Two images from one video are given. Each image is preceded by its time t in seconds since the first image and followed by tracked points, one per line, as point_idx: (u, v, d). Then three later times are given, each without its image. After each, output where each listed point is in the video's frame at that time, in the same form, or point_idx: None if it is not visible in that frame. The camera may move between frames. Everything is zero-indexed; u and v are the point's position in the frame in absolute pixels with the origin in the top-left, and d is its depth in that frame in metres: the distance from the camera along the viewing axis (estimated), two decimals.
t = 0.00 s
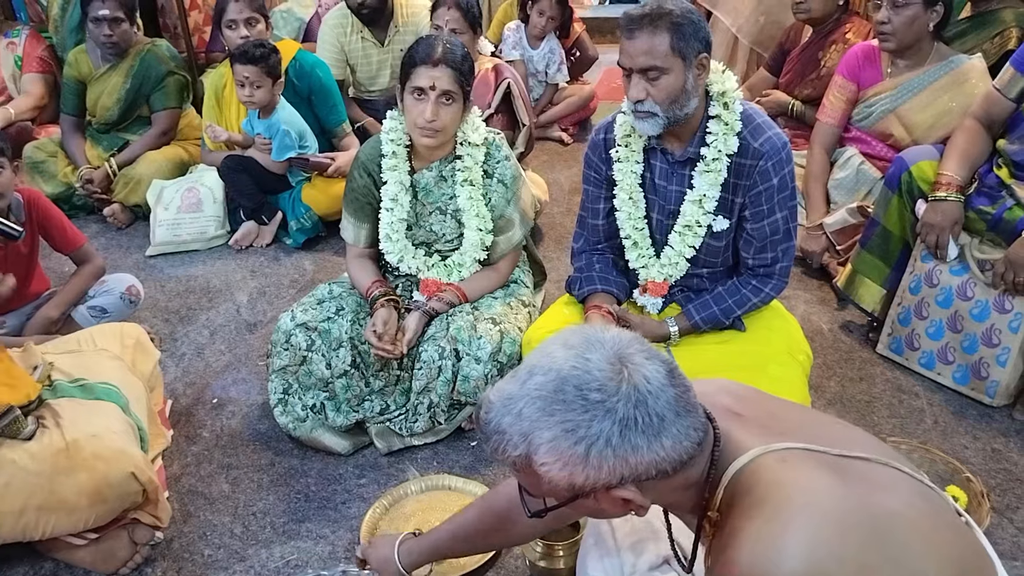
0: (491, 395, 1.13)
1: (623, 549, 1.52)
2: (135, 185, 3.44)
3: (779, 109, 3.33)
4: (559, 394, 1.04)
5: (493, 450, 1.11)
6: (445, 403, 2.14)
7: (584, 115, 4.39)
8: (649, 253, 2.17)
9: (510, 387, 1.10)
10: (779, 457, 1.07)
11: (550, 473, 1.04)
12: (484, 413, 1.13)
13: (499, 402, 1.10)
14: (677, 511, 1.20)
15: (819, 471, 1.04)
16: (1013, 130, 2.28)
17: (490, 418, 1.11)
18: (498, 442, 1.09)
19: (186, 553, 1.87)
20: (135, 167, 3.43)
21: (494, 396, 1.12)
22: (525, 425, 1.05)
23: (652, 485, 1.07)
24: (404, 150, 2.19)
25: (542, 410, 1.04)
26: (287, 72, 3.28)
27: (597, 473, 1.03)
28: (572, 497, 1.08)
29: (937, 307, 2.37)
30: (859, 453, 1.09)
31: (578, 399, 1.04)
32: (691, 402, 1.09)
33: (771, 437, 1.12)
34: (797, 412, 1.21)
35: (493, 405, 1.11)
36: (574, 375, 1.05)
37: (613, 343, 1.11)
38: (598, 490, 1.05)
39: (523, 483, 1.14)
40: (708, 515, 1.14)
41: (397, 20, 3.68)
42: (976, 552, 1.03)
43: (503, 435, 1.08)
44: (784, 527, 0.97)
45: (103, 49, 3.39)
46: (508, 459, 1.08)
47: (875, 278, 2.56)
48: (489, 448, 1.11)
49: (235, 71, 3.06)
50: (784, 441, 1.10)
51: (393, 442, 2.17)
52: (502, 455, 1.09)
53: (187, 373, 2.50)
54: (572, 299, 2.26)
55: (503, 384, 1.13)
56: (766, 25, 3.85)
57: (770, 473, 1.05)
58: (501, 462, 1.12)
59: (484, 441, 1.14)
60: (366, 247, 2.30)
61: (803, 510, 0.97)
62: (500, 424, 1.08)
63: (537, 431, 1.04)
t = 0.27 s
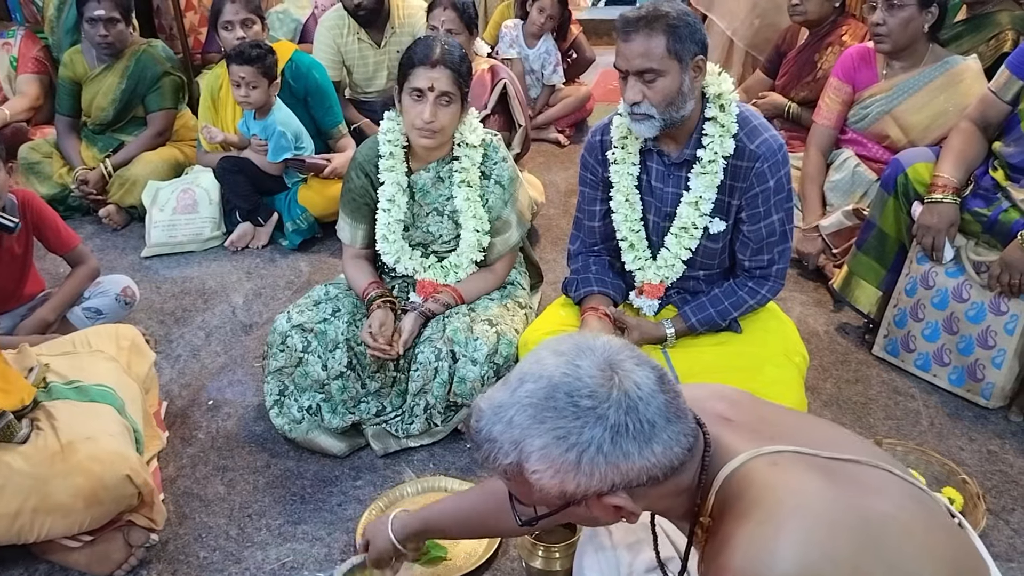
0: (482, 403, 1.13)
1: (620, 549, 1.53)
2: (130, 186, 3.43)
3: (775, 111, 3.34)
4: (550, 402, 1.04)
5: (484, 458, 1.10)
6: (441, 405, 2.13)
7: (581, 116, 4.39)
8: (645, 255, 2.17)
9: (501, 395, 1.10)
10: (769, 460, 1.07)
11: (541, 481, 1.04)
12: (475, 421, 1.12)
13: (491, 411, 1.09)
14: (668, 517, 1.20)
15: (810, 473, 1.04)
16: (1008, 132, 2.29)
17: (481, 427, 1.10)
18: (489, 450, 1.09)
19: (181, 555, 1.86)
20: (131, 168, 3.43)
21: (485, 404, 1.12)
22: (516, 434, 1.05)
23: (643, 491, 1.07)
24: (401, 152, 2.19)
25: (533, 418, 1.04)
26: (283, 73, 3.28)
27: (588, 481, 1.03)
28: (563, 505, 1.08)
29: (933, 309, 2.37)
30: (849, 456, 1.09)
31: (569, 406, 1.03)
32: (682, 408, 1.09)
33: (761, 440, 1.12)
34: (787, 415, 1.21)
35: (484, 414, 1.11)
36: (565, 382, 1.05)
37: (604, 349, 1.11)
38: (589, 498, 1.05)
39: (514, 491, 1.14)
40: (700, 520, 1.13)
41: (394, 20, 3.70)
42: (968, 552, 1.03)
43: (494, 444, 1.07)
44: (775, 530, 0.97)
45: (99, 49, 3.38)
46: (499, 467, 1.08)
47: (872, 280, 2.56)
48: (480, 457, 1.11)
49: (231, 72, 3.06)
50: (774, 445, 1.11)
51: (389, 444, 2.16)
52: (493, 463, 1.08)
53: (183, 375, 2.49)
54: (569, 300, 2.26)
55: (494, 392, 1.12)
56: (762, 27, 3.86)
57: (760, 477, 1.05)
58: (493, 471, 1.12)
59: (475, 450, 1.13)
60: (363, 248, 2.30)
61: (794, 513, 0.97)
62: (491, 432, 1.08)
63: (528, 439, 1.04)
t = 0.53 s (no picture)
0: (466, 407, 1.13)
1: (616, 552, 1.54)
2: (127, 186, 3.43)
3: (772, 112, 3.34)
4: (533, 405, 1.04)
5: (469, 462, 1.10)
6: (439, 405, 2.13)
7: (577, 117, 4.39)
8: (643, 256, 2.17)
9: (485, 399, 1.10)
10: (752, 461, 1.07)
11: (526, 484, 1.04)
12: (460, 425, 1.12)
13: (475, 414, 1.09)
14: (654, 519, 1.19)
15: (794, 474, 1.04)
16: (1005, 134, 2.30)
17: (465, 431, 1.10)
18: (474, 454, 1.08)
19: (178, 556, 1.86)
20: (128, 169, 3.42)
21: (470, 409, 1.11)
22: (499, 437, 1.05)
23: (629, 493, 1.07)
24: (399, 152, 2.20)
25: (516, 420, 1.04)
26: (281, 73, 3.28)
27: (572, 483, 1.03)
28: (548, 508, 1.08)
29: (930, 310, 2.37)
30: (833, 456, 1.10)
31: (552, 409, 1.03)
32: (664, 410, 1.09)
33: (745, 441, 1.12)
34: (772, 417, 1.22)
35: (468, 417, 1.10)
36: (549, 385, 1.05)
37: (587, 352, 1.11)
38: (573, 500, 1.05)
39: (499, 494, 1.13)
40: (684, 522, 1.13)
41: (391, 20, 3.70)
42: (952, 550, 1.03)
43: (478, 447, 1.07)
44: (757, 531, 0.97)
45: (96, 49, 3.38)
46: (484, 471, 1.07)
47: (868, 281, 2.57)
48: (465, 460, 1.11)
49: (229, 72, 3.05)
50: (758, 446, 1.11)
51: (386, 445, 2.16)
52: (478, 467, 1.08)
53: (179, 375, 2.49)
54: (566, 301, 2.26)
55: (478, 396, 1.12)
56: (758, 29, 3.87)
57: (743, 477, 1.05)
58: (477, 475, 1.11)
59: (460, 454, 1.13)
60: (360, 248, 2.30)
61: (779, 513, 0.97)
62: (475, 436, 1.08)
63: (512, 442, 1.04)
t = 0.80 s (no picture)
0: (458, 415, 1.12)
1: (616, 552, 1.52)
2: (127, 185, 3.42)
3: (772, 113, 3.34)
4: (524, 411, 1.04)
5: (462, 470, 1.09)
6: (439, 405, 2.13)
7: (578, 117, 4.39)
8: (643, 257, 2.17)
9: (476, 406, 1.09)
10: (742, 462, 1.07)
11: (518, 490, 1.03)
12: (452, 434, 1.12)
13: (467, 421, 1.09)
14: (646, 523, 1.19)
15: (784, 473, 1.04)
16: (1007, 135, 2.30)
17: (458, 438, 1.10)
18: (466, 462, 1.08)
19: (177, 556, 1.85)
20: (128, 168, 3.42)
21: (462, 416, 1.11)
22: (491, 444, 1.04)
23: (622, 498, 1.06)
24: (401, 152, 2.19)
25: (508, 427, 1.04)
26: (281, 72, 3.28)
27: (564, 488, 1.02)
28: (542, 514, 1.07)
29: (930, 311, 2.37)
30: (824, 455, 1.10)
31: (542, 414, 1.03)
32: (655, 413, 1.09)
33: (735, 442, 1.12)
34: (764, 419, 1.22)
35: (460, 425, 1.10)
36: (539, 391, 1.05)
37: (577, 357, 1.10)
38: (566, 505, 1.04)
39: (493, 502, 1.13)
40: (677, 525, 1.13)
41: (392, 20, 3.69)
42: (946, 545, 1.03)
43: (471, 454, 1.07)
44: (750, 530, 0.97)
45: (96, 48, 3.38)
46: (477, 479, 1.07)
47: (869, 282, 2.56)
48: (459, 468, 1.10)
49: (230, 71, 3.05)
50: (748, 446, 1.11)
51: (386, 445, 2.16)
52: (471, 475, 1.08)
53: (179, 375, 2.49)
54: (566, 302, 2.25)
55: (469, 404, 1.12)
56: (758, 30, 3.87)
57: (734, 478, 1.05)
58: (470, 482, 1.11)
59: (453, 461, 1.13)
60: (361, 248, 2.29)
61: (770, 512, 0.98)
62: (467, 443, 1.07)
63: (503, 448, 1.03)
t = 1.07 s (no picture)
0: (455, 417, 1.13)
1: (616, 552, 1.52)
2: (128, 183, 3.42)
3: (774, 112, 3.34)
4: (519, 413, 1.04)
5: (459, 472, 1.10)
6: (440, 404, 2.13)
7: (580, 117, 4.39)
8: (644, 256, 2.17)
9: (472, 408, 1.10)
10: (740, 461, 1.07)
11: (514, 491, 1.03)
12: (449, 435, 1.12)
13: (463, 424, 1.09)
14: (643, 525, 1.19)
15: (782, 472, 1.04)
16: (1008, 135, 2.29)
17: (454, 440, 1.10)
18: (462, 463, 1.08)
19: (177, 554, 1.85)
20: (129, 166, 3.42)
21: (458, 419, 1.11)
22: (487, 445, 1.04)
23: (619, 500, 1.06)
24: (403, 150, 2.18)
25: (503, 428, 1.04)
26: (282, 72, 3.27)
27: (560, 489, 1.02)
28: (538, 515, 1.07)
29: (932, 311, 2.37)
30: (821, 455, 1.10)
31: (537, 416, 1.03)
32: (652, 415, 1.09)
33: (732, 442, 1.12)
34: (760, 419, 1.22)
35: (456, 427, 1.10)
36: (534, 393, 1.05)
37: (573, 359, 1.10)
38: (562, 508, 1.04)
39: (489, 503, 1.13)
40: (674, 526, 1.13)
41: (393, 19, 3.68)
42: (944, 543, 1.03)
43: (466, 456, 1.07)
44: (748, 529, 0.97)
45: (97, 46, 3.37)
46: (473, 480, 1.07)
47: (870, 282, 2.56)
48: (456, 470, 1.10)
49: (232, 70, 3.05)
50: (745, 446, 1.11)
51: (387, 444, 2.16)
52: (468, 477, 1.08)
53: (181, 373, 2.49)
54: (567, 301, 2.25)
55: (466, 406, 1.12)
56: (760, 30, 3.87)
57: (731, 477, 1.05)
58: (467, 485, 1.11)
59: (450, 463, 1.13)
60: (363, 246, 2.29)
61: (768, 512, 0.97)
62: (463, 445, 1.07)
63: (499, 450, 1.03)
